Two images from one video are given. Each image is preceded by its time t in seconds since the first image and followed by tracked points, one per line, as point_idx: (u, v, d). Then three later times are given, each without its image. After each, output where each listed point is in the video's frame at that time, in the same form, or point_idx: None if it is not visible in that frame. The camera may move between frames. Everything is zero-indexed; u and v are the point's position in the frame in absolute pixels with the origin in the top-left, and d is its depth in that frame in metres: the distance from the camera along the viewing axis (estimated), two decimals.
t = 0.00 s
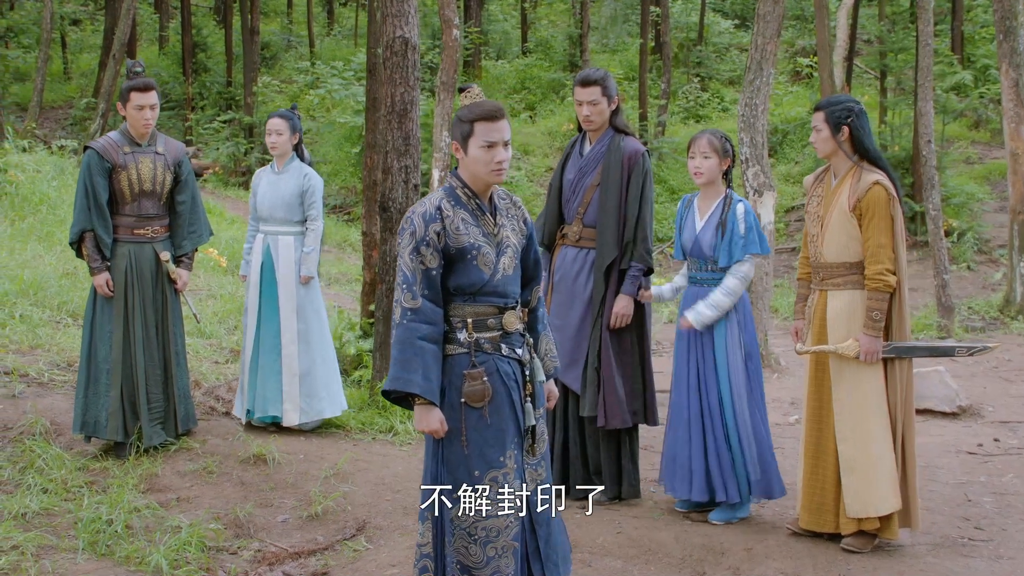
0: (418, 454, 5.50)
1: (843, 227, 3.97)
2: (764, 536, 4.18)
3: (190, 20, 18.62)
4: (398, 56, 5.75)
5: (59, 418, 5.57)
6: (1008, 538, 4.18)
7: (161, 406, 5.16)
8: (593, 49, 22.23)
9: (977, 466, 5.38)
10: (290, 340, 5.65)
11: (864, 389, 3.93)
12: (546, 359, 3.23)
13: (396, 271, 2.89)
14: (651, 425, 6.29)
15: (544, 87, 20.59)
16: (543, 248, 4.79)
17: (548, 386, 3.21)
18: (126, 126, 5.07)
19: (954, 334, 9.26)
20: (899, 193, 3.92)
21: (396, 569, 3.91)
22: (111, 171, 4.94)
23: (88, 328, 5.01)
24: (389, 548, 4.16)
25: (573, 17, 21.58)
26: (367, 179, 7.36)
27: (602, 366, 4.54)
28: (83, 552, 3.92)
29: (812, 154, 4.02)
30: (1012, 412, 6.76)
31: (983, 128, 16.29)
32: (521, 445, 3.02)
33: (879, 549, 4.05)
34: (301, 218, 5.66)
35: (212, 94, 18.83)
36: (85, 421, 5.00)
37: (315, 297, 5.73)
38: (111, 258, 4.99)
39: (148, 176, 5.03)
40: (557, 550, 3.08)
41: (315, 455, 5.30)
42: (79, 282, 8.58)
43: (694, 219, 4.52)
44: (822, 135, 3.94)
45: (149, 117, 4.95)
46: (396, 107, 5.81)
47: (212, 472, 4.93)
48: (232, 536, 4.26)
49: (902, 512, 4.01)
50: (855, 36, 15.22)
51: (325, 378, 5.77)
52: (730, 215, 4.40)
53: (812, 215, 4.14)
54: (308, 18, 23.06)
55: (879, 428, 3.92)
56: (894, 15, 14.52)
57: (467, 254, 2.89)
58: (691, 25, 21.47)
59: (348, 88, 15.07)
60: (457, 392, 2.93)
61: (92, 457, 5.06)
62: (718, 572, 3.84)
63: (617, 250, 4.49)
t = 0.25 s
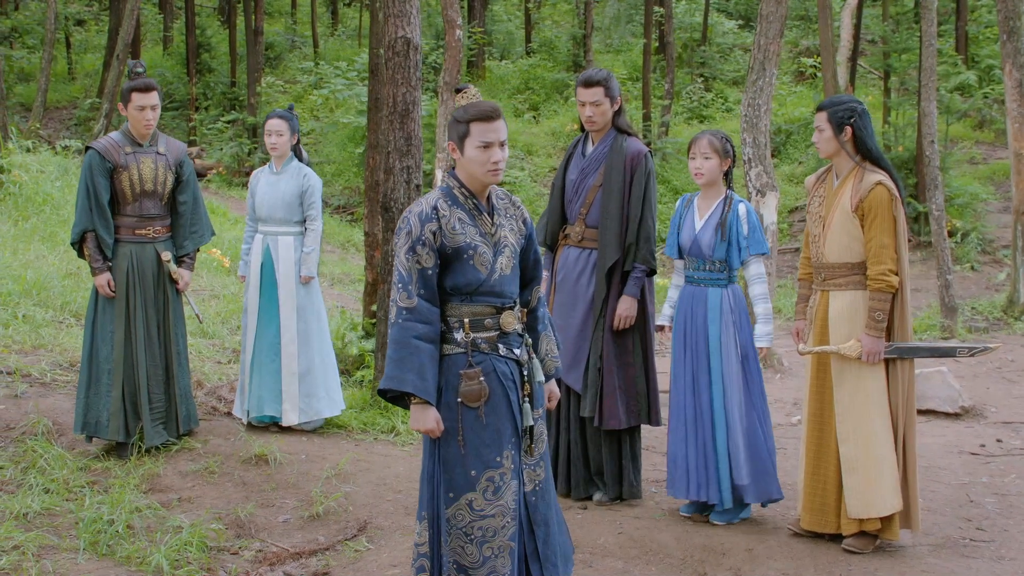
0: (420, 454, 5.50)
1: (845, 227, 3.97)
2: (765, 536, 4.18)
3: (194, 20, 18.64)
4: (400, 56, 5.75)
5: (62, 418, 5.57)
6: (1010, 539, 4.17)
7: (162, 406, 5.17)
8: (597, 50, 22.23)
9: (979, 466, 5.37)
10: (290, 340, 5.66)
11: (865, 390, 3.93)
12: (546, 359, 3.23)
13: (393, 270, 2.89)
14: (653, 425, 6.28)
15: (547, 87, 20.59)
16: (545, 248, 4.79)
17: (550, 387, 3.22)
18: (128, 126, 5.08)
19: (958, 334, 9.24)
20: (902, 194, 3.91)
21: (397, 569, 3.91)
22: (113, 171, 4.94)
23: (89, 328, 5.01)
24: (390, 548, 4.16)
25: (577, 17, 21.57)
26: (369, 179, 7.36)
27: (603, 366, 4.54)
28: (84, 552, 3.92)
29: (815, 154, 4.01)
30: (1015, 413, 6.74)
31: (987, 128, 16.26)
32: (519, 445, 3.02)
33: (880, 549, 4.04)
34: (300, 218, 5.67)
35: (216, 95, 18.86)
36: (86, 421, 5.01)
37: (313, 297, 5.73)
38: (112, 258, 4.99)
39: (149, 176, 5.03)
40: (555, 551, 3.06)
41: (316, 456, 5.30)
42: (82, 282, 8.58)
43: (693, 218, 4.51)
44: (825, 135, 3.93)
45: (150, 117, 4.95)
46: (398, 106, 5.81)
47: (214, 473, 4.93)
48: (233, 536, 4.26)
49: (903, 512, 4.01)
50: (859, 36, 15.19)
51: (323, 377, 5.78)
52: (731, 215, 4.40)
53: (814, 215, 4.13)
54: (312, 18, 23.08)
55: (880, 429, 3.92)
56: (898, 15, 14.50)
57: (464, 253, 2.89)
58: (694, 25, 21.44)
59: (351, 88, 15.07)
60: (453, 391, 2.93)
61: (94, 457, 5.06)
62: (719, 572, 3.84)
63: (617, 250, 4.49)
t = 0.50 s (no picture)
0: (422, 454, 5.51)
1: (848, 227, 3.96)
2: (767, 536, 4.17)
3: (198, 20, 18.66)
4: (402, 56, 5.75)
5: (65, 418, 5.58)
6: (1013, 539, 4.16)
7: (165, 406, 5.17)
8: (601, 49, 22.21)
9: (983, 466, 5.36)
10: (293, 340, 5.66)
11: (868, 390, 3.92)
12: (547, 359, 3.22)
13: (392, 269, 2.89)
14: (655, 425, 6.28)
15: (552, 87, 20.58)
16: (548, 248, 4.78)
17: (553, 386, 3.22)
18: (130, 126, 5.08)
19: (962, 334, 9.21)
20: (905, 194, 3.91)
21: (399, 569, 3.91)
22: (115, 171, 4.95)
23: (92, 329, 5.02)
24: (392, 548, 4.16)
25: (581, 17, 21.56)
26: (371, 179, 7.36)
27: (605, 365, 4.53)
28: (86, 552, 3.92)
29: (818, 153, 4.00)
30: (1019, 413, 6.73)
31: (992, 128, 16.23)
32: (517, 445, 3.01)
33: (882, 549, 4.04)
34: (302, 218, 5.67)
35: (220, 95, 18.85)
36: (90, 421, 5.02)
37: (316, 296, 5.73)
38: (115, 258, 4.99)
39: (152, 176, 5.04)
40: (554, 551, 3.05)
41: (319, 455, 5.30)
42: (86, 282, 8.59)
43: (694, 217, 4.50)
44: (828, 135, 3.92)
45: (152, 117, 4.96)
46: (400, 106, 5.81)
47: (216, 472, 4.93)
48: (235, 536, 4.26)
49: (906, 512, 4.00)
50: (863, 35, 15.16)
51: (327, 377, 5.78)
52: (733, 215, 4.40)
53: (817, 215, 4.13)
54: (316, 18, 23.08)
55: (883, 429, 3.91)
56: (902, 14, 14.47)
57: (463, 253, 2.89)
58: (699, 25, 21.42)
59: (355, 88, 15.08)
60: (452, 390, 2.93)
61: (97, 457, 5.07)
62: (721, 572, 3.84)
63: (618, 250, 4.48)
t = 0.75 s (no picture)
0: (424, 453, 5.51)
1: (850, 227, 3.95)
2: (769, 537, 4.17)
3: (202, 21, 18.68)
4: (405, 56, 5.74)
5: (68, 417, 5.60)
6: (1014, 539, 4.15)
7: (167, 406, 5.18)
8: (605, 49, 22.21)
9: (986, 467, 5.34)
10: (295, 339, 5.67)
11: (870, 390, 3.92)
12: (547, 360, 3.22)
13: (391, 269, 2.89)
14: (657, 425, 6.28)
15: (556, 86, 20.57)
16: (551, 247, 4.77)
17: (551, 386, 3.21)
18: (132, 126, 5.08)
19: (966, 334, 9.19)
20: (907, 194, 3.90)
21: (401, 569, 3.92)
22: (117, 171, 4.95)
23: (94, 329, 5.03)
24: (394, 548, 4.16)
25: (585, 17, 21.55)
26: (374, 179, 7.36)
27: (608, 365, 4.53)
28: (88, 551, 3.93)
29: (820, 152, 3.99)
30: (1022, 413, 6.71)
31: (996, 128, 16.21)
32: (515, 445, 3.01)
33: (884, 549, 4.03)
34: (304, 218, 5.67)
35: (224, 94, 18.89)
36: (92, 421, 5.03)
37: (319, 296, 5.73)
38: (117, 258, 5.00)
39: (154, 176, 5.04)
40: (553, 551, 3.04)
41: (321, 455, 5.31)
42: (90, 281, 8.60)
43: (698, 217, 4.47)
44: (830, 135, 3.91)
45: (155, 117, 4.96)
46: (403, 106, 5.81)
47: (218, 472, 4.94)
48: (238, 535, 4.26)
49: (909, 513, 4.00)
50: (867, 35, 15.14)
51: (330, 376, 5.79)
52: (738, 215, 4.39)
53: (819, 215, 4.12)
54: (320, 17, 23.10)
55: (885, 430, 3.91)
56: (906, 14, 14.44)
57: (461, 253, 2.89)
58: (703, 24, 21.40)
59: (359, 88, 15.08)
60: (449, 390, 2.93)
61: (100, 456, 5.08)
62: (722, 572, 3.84)
63: (620, 249, 4.48)
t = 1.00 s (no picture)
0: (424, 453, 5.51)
1: (850, 227, 3.95)
2: (769, 536, 4.17)
3: (205, 21, 18.70)
4: (405, 56, 5.73)
5: (68, 417, 5.60)
6: (1014, 540, 4.15)
7: (168, 406, 5.19)
8: (607, 49, 22.20)
9: (986, 467, 5.34)
10: (296, 339, 5.67)
11: (869, 390, 3.92)
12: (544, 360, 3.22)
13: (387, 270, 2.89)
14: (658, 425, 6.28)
15: (558, 86, 20.57)
16: (551, 247, 4.77)
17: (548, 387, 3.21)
18: (132, 126, 5.08)
19: (968, 334, 9.19)
20: (907, 194, 3.89)
21: (400, 569, 3.92)
22: (117, 171, 4.95)
23: (94, 329, 5.04)
24: (393, 548, 4.17)
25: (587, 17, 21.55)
26: (375, 179, 7.36)
27: (608, 365, 4.53)
28: (87, 551, 3.93)
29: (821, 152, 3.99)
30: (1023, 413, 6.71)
31: (998, 128, 16.19)
32: (512, 445, 3.01)
33: (884, 550, 4.03)
34: (304, 218, 5.68)
35: (228, 95, 18.97)
36: (92, 421, 5.04)
37: (320, 296, 5.73)
38: (117, 258, 5.00)
39: (154, 176, 5.04)
40: (551, 550, 3.04)
41: (321, 455, 5.31)
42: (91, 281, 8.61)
43: (704, 218, 4.46)
44: (830, 134, 3.91)
45: (155, 117, 4.96)
46: (403, 106, 5.81)
47: (219, 472, 4.94)
48: (238, 535, 4.26)
49: (909, 514, 3.99)
50: (869, 35, 15.13)
51: (330, 376, 5.79)
52: (745, 216, 4.38)
53: (819, 215, 4.12)
54: (323, 17, 23.10)
55: (885, 430, 3.90)
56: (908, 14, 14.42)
57: (457, 253, 2.89)
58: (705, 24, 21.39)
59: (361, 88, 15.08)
60: (445, 390, 2.93)
61: (100, 456, 5.09)
62: (722, 572, 3.83)
63: (620, 249, 4.47)
